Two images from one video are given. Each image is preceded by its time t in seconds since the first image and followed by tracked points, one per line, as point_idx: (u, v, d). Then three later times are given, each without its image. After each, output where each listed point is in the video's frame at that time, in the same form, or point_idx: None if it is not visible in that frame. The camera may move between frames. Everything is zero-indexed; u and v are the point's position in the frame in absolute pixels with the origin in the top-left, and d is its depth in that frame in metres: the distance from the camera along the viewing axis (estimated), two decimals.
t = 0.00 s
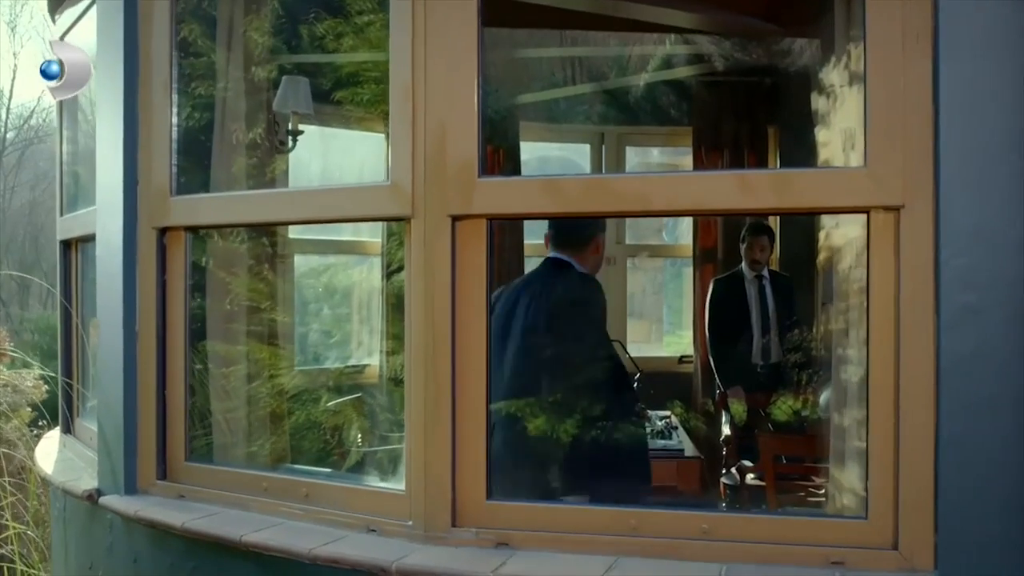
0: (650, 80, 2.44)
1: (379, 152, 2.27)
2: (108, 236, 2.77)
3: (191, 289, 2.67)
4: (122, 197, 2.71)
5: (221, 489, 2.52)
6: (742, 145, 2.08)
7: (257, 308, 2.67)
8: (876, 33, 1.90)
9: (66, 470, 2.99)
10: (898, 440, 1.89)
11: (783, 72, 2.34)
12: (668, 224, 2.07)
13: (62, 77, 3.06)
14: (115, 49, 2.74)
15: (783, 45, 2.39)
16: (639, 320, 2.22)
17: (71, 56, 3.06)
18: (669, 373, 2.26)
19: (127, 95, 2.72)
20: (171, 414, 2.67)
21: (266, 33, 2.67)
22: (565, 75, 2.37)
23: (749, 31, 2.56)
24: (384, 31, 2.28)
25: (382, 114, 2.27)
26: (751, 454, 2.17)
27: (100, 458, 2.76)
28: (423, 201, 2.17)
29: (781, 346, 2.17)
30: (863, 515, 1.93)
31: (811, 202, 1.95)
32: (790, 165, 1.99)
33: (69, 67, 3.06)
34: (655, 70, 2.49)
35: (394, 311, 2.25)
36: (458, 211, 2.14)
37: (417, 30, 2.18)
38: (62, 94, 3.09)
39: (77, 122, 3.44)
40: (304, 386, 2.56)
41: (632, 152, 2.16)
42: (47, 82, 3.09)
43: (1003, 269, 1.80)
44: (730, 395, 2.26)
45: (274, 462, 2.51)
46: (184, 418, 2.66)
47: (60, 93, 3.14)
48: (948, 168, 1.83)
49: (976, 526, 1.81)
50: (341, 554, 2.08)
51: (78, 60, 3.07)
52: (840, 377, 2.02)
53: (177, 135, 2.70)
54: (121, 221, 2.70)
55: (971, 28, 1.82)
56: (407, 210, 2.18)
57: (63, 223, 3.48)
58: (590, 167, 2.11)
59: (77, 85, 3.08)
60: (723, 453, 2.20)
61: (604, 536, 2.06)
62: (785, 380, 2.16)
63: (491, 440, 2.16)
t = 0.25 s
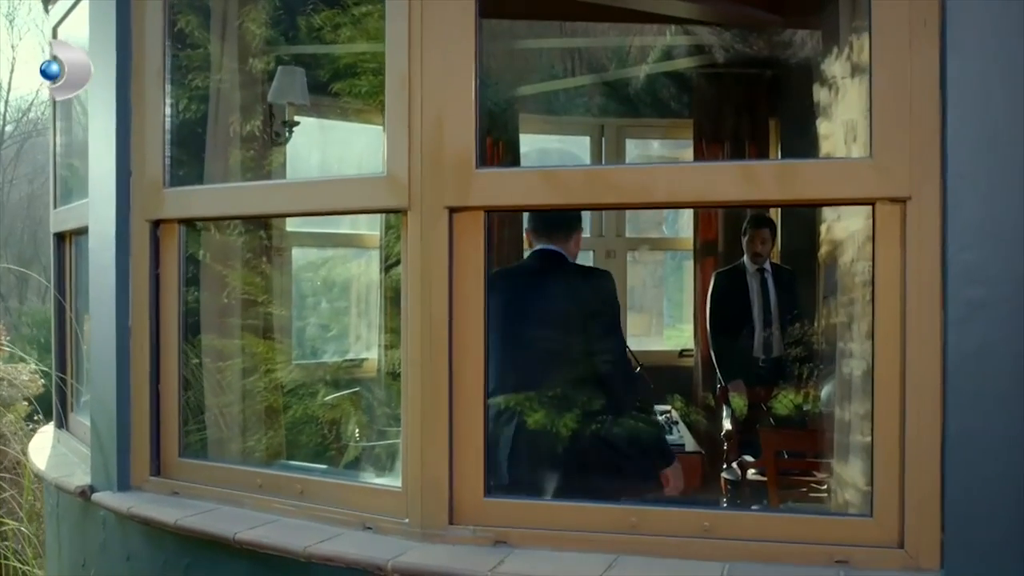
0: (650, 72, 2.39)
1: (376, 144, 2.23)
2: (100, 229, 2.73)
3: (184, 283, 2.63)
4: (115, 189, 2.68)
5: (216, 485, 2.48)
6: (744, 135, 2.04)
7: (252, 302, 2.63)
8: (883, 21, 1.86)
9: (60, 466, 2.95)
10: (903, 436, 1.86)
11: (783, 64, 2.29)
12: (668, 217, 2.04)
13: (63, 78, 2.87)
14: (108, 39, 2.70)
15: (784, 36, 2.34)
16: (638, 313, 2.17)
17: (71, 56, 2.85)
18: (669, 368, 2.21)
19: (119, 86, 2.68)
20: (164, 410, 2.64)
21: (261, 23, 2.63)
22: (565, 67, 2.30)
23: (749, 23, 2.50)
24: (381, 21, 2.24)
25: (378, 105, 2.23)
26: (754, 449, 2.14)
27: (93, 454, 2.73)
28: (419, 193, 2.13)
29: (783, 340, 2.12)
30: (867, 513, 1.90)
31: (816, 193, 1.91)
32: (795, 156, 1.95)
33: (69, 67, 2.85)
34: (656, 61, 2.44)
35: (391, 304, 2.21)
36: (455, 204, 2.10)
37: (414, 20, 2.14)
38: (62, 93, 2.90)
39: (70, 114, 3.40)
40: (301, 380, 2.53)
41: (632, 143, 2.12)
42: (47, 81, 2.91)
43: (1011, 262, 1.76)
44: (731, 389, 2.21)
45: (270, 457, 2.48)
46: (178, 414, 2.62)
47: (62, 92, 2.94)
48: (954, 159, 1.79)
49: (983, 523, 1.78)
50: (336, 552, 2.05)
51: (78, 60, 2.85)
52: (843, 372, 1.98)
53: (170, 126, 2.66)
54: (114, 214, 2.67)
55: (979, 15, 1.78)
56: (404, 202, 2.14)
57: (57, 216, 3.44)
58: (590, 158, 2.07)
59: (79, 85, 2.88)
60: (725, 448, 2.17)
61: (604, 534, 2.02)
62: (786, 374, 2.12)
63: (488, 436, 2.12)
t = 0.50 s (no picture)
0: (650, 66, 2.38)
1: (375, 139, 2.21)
2: (96, 226, 2.71)
3: (181, 279, 2.61)
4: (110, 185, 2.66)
5: (213, 483, 2.46)
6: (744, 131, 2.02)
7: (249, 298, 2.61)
8: (887, 14, 1.83)
9: (57, 463, 2.94)
10: (908, 433, 1.83)
11: (783, 59, 2.26)
12: (668, 213, 2.02)
13: (63, 77, 2.74)
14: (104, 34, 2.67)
15: (784, 32, 2.30)
16: (639, 309, 2.16)
17: (71, 56, 2.75)
18: (670, 364, 2.20)
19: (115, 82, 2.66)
20: (161, 407, 2.62)
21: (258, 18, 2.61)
22: (565, 61, 2.31)
23: (749, 16, 2.47)
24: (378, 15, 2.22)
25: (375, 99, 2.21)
26: (755, 446, 2.12)
27: (89, 452, 2.71)
28: (417, 188, 2.11)
29: (784, 336, 2.09)
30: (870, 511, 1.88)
31: (819, 188, 1.89)
32: (797, 150, 1.93)
33: (69, 67, 2.74)
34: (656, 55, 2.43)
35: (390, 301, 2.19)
36: (454, 199, 2.08)
37: (412, 13, 2.12)
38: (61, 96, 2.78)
39: (67, 110, 3.38)
40: (300, 376, 2.50)
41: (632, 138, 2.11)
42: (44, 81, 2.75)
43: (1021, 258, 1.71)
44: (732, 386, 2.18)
45: (268, 454, 2.46)
46: (173, 411, 2.60)
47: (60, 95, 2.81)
48: (960, 152, 1.76)
49: (988, 524, 1.74)
50: (334, 551, 2.03)
51: (78, 60, 2.75)
52: (846, 369, 1.96)
53: (166, 122, 2.64)
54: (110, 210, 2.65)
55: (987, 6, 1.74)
56: (402, 197, 2.12)
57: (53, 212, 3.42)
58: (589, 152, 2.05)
59: (79, 86, 2.77)
60: (725, 445, 2.15)
61: (603, 533, 2.00)
62: (787, 370, 2.09)
63: (487, 433, 2.10)
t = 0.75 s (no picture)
0: (651, 64, 2.37)
1: (374, 136, 2.19)
2: (94, 224, 2.70)
3: (179, 278, 2.60)
4: (108, 183, 2.65)
5: (212, 482, 2.45)
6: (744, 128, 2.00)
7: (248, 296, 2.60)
8: (889, 10, 1.82)
9: (55, 462, 2.93)
10: (909, 432, 1.83)
11: (784, 57, 2.24)
12: (668, 212, 2.03)
13: (63, 77, 2.71)
14: (103, 31, 2.66)
15: (784, 29, 2.29)
16: (639, 308, 2.23)
17: (72, 56, 2.72)
18: (669, 362, 2.27)
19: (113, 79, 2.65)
20: (159, 406, 2.61)
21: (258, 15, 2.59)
22: (565, 58, 2.30)
23: (750, 14, 2.45)
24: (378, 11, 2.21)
25: (375, 96, 2.20)
26: (755, 444, 2.13)
27: (87, 451, 2.71)
28: (416, 186, 2.10)
29: (785, 334, 2.09)
30: (872, 511, 1.87)
31: (820, 186, 1.87)
32: (798, 148, 1.92)
33: (70, 67, 2.71)
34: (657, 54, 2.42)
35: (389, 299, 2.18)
36: (453, 196, 2.07)
37: (411, 9, 2.11)
38: (62, 95, 2.74)
39: (65, 107, 3.37)
40: (299, 375, 2.49)
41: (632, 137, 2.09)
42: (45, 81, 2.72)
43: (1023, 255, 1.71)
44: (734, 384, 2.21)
45: (268, 453, 2.45)
46: (172, 410, 2.59)
47: (61, 94, 2.77)
48: (963, 149, 1.75)
49: (990, 523, 1.74)
50: (333, 551, 2.02)
51: (78, 60, 2.73)
52: (847, 367, 1.95)
53: (164, 119, 2.63)
54: (108, 208, 2.64)
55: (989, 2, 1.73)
56: (401, 195, 2.11)
57: (51, 210, 3.41)
58: (590, 150, 2.04)
59: (79, 86, 2.74)
60: (725, 443, 2.17)
61: (603, 532, 1.99)
62: (787, 368, 2.09)
63: (487, 433, 2.08)
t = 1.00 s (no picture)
0: (652, 63, 2.36)
1: (374, 135, 2.19)
2: (93, 223, 2.70)
3: (179, 277, 2.59)
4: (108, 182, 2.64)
5: (212, 482, 2.45)
6: (745, 127, 2.00)
7: (247, 296, 2.60)
8: (890, 8, 1.82)
9: (55, 462, 2.93)
10: (910, 431, 1.82)
11: (784, 56, 2.22)
12: (668, 210, 2.05)
13: (63, 77, 2.71)
14: (103, 30, 2.66)
15: (784, 28, 2.27)
16: (639, 307, 2.27)
17: (71, 55, 2.72)
18: (669, 361, 2.34)
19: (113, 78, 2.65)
20: (158, 405, 2.61)
21: (257, 13, 2.59)
22: (565, 58, 2.28)
23: (750, 12, 2.45)
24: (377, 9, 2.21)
25: (375, 95, 2.20)
26: (755, 443, 2.12)
27: (87, 450, 2.70)
28: (416, 184, 2.09)
29: (785, 334, 2.09)
30: (873, 510, 1.86)
31: (820, 185, 1.87)
32: (799, 147, 1.92)
33: (69, 67, 2.71)
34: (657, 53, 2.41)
35: (388, 298, 2.18)
36: (453, 195, 2.06)
37: (411, 8, 2.11)
38: (61, 94, 2.74)
39: (65, 106, 3.36)
40: (299, 374, 2.49)
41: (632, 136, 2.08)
42: (44, 81, 2.72)
43: None
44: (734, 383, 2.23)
45: (267, 452, 2.44)
46: (172, 410, 2.59)
47: (60, 95, 2.77)
48: (963, 148, 1.75)
49: (990, 522, 1.73)
50: (332, 550, 2.02)
51: (79, 60, 2.72)
52: (847, 366, 1.95)
53: (164, 118, 2.62)
54: (107, 207, 2.64)
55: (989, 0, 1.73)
56: (400, 194, 2.11)
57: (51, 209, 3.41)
58: (590, 149, 2.03)
59: (79, 86, 2.73)
60: (725, 443, 2.16)
61: (603, 532, 1.99)
62: (788, 368, 2.08)
63: (487, 432, 2.08)
